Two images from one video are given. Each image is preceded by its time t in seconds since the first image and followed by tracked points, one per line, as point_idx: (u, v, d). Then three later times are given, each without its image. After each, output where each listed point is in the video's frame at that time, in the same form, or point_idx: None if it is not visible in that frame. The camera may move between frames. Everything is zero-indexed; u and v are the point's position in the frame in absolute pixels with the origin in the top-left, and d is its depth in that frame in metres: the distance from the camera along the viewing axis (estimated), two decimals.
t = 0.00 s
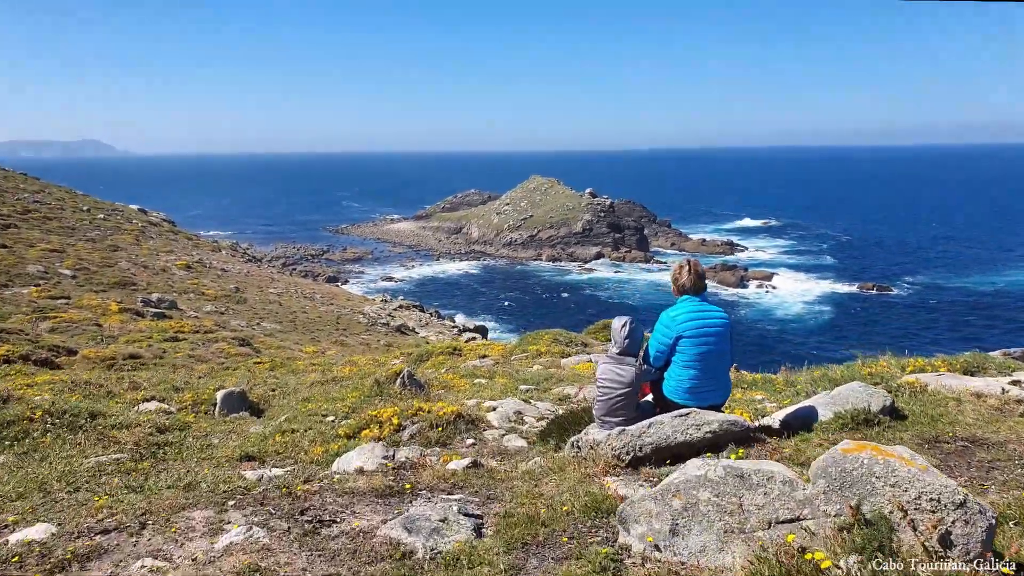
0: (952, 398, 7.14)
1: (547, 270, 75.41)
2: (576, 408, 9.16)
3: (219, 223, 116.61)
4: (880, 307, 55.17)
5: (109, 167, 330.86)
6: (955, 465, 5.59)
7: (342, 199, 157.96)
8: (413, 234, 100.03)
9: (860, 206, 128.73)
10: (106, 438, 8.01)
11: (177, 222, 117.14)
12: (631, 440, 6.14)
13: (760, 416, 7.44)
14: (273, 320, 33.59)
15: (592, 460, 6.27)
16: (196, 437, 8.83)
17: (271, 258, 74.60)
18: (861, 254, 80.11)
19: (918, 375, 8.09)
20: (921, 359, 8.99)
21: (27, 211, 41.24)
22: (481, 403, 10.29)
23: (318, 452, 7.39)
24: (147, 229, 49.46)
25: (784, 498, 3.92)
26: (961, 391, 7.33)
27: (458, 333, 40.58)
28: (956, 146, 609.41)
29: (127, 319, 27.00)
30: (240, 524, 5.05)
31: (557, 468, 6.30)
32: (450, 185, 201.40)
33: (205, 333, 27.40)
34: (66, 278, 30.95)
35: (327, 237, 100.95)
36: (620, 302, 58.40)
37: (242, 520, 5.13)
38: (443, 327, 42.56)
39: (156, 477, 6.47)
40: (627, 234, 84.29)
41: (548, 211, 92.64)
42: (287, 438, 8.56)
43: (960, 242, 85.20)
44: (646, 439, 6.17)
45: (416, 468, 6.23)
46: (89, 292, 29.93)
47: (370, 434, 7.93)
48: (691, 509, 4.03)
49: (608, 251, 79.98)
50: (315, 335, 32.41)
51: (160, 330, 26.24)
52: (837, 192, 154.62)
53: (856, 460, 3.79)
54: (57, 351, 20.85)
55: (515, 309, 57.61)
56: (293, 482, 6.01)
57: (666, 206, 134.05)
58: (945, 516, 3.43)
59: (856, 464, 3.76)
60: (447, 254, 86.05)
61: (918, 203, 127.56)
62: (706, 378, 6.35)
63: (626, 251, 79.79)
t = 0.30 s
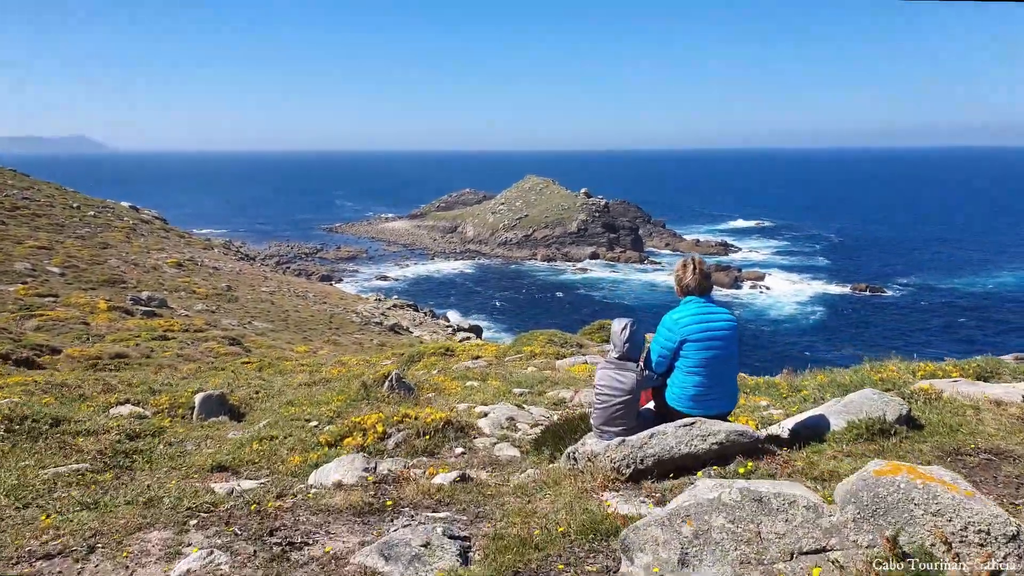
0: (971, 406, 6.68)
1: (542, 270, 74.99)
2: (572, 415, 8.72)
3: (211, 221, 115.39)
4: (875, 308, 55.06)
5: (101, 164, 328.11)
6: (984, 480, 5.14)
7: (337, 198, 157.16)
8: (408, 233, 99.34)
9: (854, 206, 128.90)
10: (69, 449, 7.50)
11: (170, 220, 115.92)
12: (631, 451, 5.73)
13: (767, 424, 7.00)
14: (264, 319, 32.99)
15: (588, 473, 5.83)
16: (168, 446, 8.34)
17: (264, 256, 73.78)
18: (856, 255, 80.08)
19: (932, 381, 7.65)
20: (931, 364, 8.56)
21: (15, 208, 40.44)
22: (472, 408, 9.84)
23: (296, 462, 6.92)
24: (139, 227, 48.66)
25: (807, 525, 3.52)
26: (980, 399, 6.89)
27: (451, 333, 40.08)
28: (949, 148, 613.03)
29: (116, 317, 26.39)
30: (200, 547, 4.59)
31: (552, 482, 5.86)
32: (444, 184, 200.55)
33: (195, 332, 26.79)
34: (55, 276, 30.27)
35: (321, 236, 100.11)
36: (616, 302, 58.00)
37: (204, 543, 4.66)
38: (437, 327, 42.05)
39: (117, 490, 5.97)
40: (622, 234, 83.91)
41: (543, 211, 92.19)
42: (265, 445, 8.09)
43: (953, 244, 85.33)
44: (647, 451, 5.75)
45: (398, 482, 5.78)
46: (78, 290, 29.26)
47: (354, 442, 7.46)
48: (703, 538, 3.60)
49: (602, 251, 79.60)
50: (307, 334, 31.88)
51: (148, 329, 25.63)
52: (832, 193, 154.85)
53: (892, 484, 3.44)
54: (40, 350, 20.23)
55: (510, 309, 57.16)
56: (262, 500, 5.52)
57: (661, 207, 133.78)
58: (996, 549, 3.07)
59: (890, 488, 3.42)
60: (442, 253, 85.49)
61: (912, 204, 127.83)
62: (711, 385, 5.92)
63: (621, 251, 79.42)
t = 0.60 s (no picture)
0: (998, 413, 6.23)
1: (540, 270, 74.50)
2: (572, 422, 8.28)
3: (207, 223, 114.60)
4: (875, 307, 54.72)
5: (98, 165, 326.95)
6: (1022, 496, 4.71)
7: (335, 199, 156.54)
8: (405, 234, 98.77)
9: (853, 205, 128.61)
10: (34, 461, 7.02)
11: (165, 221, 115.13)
12: (637, 465, 5.30)
13: (779, 433, 6.56)
14: (261, 321, 32.50)
15: (589, 488, 5.37)
16: (141, 457, 7.86)
17: (261, 258, 73.16)
18: (855, 254, 79.78)
19: (953, 385, 7.18)
20: (951, 367, 8.08)
21: (9, 209, 39.87)
22: (464, 415, 9.40)
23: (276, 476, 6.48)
24: (135, 228, 48.08)
25: (845, 560, 3.28)
26: (1008, 405, 6.42)
27: (448, 334, 39.59)
28: (947, 147, 613.22)
29: (109, 319, 25.90)
30: None
31: (551, 497, 5.41)
32: (442, 185, 199.82)
33: (189, 334, 26.29)
34: (49, 277, 29.77)
35: (318, 237, 99.45)
36: (615, 302, 57.52)
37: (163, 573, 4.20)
38: (434, 328, 41.57)
39: (78, 508, 5.50)
40: (620, 234, 83.46)
41: (540, 211, 91.70)
42: (246, 455, 7.65)
43: (952, 243, 85.05)
44: (655, 464, 5.32)
45: (382, 500, 5.33)
46: (73, 291, 28.78)
47: (339, 453, 7.01)
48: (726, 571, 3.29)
49: (600, 251, 79.15)
50: (304, 335, 31.41)
51: (142, 330, 25.15)
52: (830, 193, 154.60)
53: (942, 513, 3.38)
54: (30, 352, 19.72)
55: (508, 309, 56.70)
56: (233, 520, 5.06)
57: (660, 206, 133.24)
58: None
59: (941, 520, 3.34)
60: (439, 254, 84.94)
61: (910, 203, 127.60)
62: (722, 390, 5.47)
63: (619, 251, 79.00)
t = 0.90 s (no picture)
0: None
1: (530, 269, 73.33)
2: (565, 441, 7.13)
3: (191, 220, 111.93)
4: (867, 306, 54.26)
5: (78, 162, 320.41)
6: None
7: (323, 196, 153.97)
8: (393, 232, 97.10)
9: (842, 203, 128.76)
10: None
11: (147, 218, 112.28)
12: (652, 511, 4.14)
13: (817, 461, 5.43)
14: (241, 321, 30.99)
15: (591, 539, 4.20)
16: (52, 490, 6.62)
17: (246, 256, 71.22)
18: (845, 253, 79.55)
19: (1016, 400, 6.07)
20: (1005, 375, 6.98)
21: None
22: (441, 433, 8.26)
23: (201, 513, 5.36)
24: (114, 225, 46.16)
25: None
26: None
27: (437, 335, 38.23)
28: (929, 147, 621.65)
29: (79, 320, 24.43)
30: None
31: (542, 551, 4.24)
32: (431, 182, 197.64)
33: (165, 335, 24.80)
34: (19, 276, 28.15)
35: (304, 235, 97.40)
36: (606, 301, 56.53)
37: None
38: (422, 328, 40.20)
39: None
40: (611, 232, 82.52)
41: (530, 209, 90.47)
42: (177, 482, 6.52)
43: (941, 241, 85.10)
44: (673, 508, 4.18)
45: (322, 558, 4.17)
46: (43, 291, 27.16)
47: (283, 481, 5.90)
48: None
49: (591, 249, 78.12)
50: (286, 337, 29.97)
51: (114, 332, 23.67)
52: (819, 191, 154.90)
53: None
54: None
55: (498, 309, 55.47)
56: None
57: (650, 204, 132.58)
58: None
59: None
60: (428, 253, 83.43)
61: (899, 202, 128.05)
62: (760, 413, 4.31)
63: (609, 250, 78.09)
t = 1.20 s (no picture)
0: None
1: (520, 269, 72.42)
2: (543, 460, 6.28)
3: (177, 220, 109.94)
4: (860, 305, 53.90)
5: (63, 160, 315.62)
6: None
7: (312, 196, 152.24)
8: (383, 232, 95.86)
9: (831, 203, 129.06)
10: None
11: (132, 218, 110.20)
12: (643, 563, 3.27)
13: (838, 489, 4.55)
14: (225, 321, 29.90)
15: None
16: None
17: (233, 256, 69.80)
18: (835, 252, 79.42)
19: None
20: None
21: None
22: (405, 448, 7.40)
23: (102, 551, 4.41)
24: (97, 225, 44.86)
25: None
26: None
27: (425, 334, 37.32)
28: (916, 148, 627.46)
29: (60, 320, 23.43)
30: None
31: None
32: (421, 181, 196.30)
33: (144, 336, 23.73)
34: None
35: (293, 236, 95.98)
36: (598, 301, 55.73)
37: None
38: (411, 328, 39.24)
39: None
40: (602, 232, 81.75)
41: (521, 209, 89.59)
42: (89, 509, 5.54)
43: (929, 241, 85.28)
44: (668, 557, 3.33)
45: None
46: (20, 291, 26.00)
47: (210, 510, 4.96)
48: None
49: (581, 249, 77.26)
50: (271, 336, 28.93)
51: (92, 333, 22.62)
52: (808, 190, 155.15)
53: None
54: None
55: (489, 309, 54.53)
56: None
57: (641, 203, 132.13)
58: None
59: None
60: (418, 252, 82.31)
61: (887, 201, 128.47)
62: (774, 435, 3.46)
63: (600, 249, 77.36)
